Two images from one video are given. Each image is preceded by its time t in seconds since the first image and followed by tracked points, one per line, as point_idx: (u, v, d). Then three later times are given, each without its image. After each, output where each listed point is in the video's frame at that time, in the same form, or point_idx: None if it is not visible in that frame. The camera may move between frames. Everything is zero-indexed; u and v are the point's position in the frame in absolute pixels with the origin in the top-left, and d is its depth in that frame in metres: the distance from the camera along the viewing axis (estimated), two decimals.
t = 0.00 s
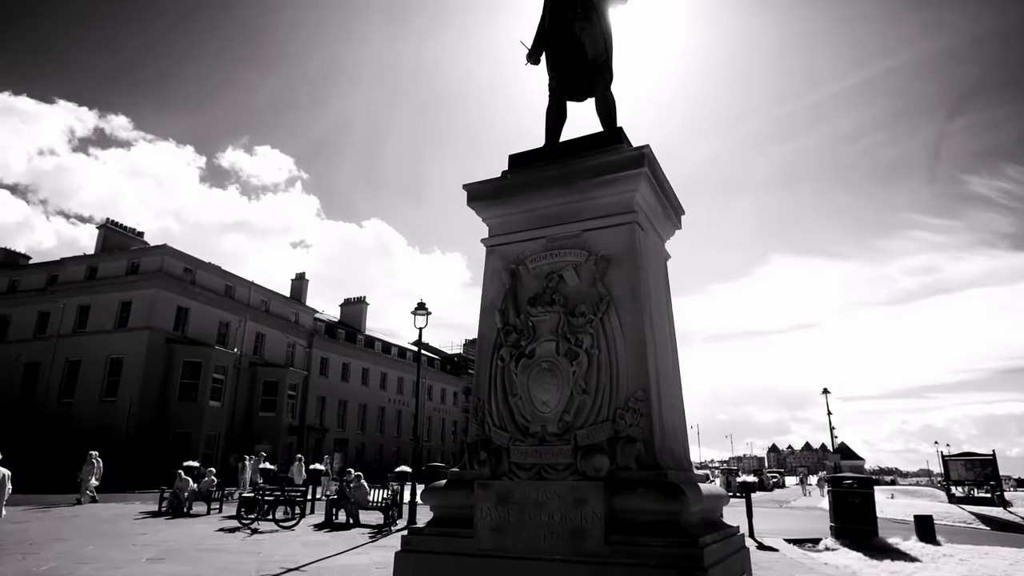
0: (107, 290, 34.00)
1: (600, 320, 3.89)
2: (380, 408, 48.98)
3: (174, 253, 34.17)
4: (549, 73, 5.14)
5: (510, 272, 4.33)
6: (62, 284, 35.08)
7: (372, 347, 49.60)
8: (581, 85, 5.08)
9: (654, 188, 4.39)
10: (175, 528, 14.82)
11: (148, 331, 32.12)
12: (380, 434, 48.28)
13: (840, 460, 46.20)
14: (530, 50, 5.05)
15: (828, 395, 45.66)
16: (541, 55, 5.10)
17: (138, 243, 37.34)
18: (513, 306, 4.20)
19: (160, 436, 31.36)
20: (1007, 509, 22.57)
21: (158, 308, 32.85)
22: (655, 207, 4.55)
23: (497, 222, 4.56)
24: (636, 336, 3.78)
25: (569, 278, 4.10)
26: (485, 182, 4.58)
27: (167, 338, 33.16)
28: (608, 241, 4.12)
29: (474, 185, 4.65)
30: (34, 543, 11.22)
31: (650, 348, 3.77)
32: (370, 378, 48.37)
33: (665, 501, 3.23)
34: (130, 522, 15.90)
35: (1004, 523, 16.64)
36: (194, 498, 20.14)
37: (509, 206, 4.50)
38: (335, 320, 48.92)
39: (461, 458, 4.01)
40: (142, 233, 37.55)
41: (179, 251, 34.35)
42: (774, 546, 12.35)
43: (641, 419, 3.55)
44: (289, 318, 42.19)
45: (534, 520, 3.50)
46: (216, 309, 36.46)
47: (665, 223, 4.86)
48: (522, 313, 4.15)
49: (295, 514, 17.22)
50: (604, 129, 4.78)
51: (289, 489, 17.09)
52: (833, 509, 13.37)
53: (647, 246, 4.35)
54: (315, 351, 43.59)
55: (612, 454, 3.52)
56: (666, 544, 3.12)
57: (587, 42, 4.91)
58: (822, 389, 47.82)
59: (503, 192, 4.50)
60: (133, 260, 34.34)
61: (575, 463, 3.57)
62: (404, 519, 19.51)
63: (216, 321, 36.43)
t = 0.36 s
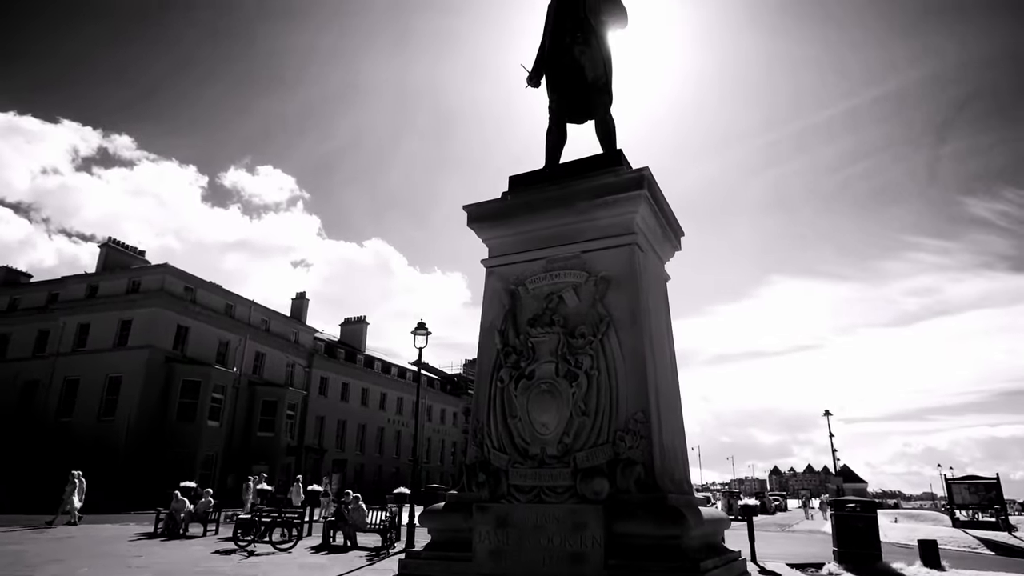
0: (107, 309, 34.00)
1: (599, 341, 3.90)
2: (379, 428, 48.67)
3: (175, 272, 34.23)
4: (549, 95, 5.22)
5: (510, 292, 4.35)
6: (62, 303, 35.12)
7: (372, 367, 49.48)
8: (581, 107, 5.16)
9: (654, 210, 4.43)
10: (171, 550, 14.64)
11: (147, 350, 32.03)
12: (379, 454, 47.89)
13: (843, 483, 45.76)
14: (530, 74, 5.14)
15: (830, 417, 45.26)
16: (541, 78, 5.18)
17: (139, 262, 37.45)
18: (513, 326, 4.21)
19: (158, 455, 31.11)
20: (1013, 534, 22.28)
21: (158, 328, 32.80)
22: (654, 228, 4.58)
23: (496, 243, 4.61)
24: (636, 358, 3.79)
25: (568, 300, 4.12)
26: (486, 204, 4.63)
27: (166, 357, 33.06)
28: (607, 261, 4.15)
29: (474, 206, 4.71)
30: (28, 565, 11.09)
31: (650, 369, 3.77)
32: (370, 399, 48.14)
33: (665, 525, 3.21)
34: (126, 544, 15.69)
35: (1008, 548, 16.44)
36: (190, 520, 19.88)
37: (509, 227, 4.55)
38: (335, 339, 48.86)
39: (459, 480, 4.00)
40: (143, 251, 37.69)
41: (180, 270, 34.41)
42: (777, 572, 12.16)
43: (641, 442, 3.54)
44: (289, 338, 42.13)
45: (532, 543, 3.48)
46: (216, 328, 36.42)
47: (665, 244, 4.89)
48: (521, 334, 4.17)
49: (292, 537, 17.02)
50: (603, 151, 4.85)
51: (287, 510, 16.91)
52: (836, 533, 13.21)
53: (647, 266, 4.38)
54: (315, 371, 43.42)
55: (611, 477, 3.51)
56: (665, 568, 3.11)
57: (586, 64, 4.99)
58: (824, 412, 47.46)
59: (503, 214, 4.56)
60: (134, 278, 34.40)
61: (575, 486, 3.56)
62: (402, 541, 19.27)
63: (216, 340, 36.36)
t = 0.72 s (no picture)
0: (111, 331, 34.07)
1: (602, 366, 3.92)
2: (381, 452, 48.28)
3: (179, 294, 34.36)
4: (552, 121, 5.30)
5: (512, 316, 4.39)
6: (66, 325, 35.23)
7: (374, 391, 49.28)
8: (583, 133, 5.24)
9: (656, 235, 4.48)
10: None
11: (150, 372, 32.00)
12: (380, 478, 47.42)
13: (850, 510, 45.08)
14: (533, 100, 5.24)
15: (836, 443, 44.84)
16: (544, 104, 5.27)
17: (143, 284, 37.64)
18: (515, 351, 4.24)
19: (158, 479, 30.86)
20: None
21: (161, 350, 32.81)
22: (656, 253, 4.62)
23: (499, 267, 4.65)
24: (639, 383, 3.79)
25: (571, 324, 4.15)
26: (488, 228, 4.70)
27: (168, 380, 32.99)
28: (610, 286, 4.18)
29: (476, 231, 4.77)
30: None
31: (653, 393, 3.77)
32: (371, 422, 47.85)
33: (668, 553, 3.19)
34: (123, 570, 15.48)
35: None
36: (189, 545, 19.65)
37: (511, 252, 4.60)
38: (337, 362, 48.76)
39: (461, 505, 3.99)
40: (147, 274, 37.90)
41: (183, 293, 34.54)
42: None
43: (644, 467, 3.54)
44: (291, 360, 42.09)
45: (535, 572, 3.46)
46: (219, 351, 36.41)
47: (667, 268, 4.93)
48: (523, 359, 4.18)
49: (291, 563, 16.78)
50: (605, 176, 4.91)
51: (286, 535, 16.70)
52: (843, 559, 13.01)
53: (649, 291, 4.41)
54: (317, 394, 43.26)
55: (614, 504, 3.50)
56: None
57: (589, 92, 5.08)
58: (829, 437, 47.01)
59: (505, 238, 4.61)
60: (138, 301, 34.54)
61: (577, 513, 3.55)
62: (402, 569, 18.98)
63: (218, 363, 36.31)
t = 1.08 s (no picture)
0: (115, 352, 34.14)
1: (606, 388, 3.93)
2: (384, 474, 47.90)
3: (183, 316, 34.47)
4: (555, 145, 5.39)
5: (516, 338, 4.41)
6: (71, 347, 35.35)
7: (377, 412, 49.07)
8: (586, 155, 5.32)
9: (659, 257, 4.52)
10: None
11: (153, 394, 31.96)
12: (383, 502, 46.96)
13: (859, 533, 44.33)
14: (536, 122, 5.32)
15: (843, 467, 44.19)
16: (547, 128, 5.34)
17: (148, 305, 37.83)
18: (519, 373, 4.25)
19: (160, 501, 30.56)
20: None
21: (165, 371, 32.81)
22: (660, 274, 4.65)
23: (503, 290, 4.70)
24: (642, 406, 3.80)
25: (574, 346, 4.17)
26: (492, 251, 4.75)
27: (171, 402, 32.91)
28: (613, 308, 4.21)
29: (480, 254, 4.83)
30: None
31: (658, 415, 3.77)
32: (375, 444, 47.57)
33: None
34: None
35: None
36: (190, 568, 19.42)
37: (515, 273, 4.65)
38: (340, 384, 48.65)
39: (466, 529, 3.98)
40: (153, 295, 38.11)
41: (187, 314, 34.66)
42: None
43: (649, 490, 3.52)
44: (294, 382, 42.04)
45: None
46: (222, 373, 36.39)
47: (670, 289, 4.95)
48: (527, 381, 4.20)
49: None
50: (609, 198, 4.96)
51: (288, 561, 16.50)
52: None
53: (653, 312, 4.43)
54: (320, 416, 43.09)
55: (619, 528, 3.49)
56: None
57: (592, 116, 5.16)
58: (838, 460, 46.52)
59: (509, 260, 4.66)
60: (142, 322, 34.67)
61: (582, 537, 3.54)
62: None
63: (222, 385, 36.26)
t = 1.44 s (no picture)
0: (111, 370, 33.99)
1: (604, 407, 3.94)
2: (382, 494, 47.45)
3: (181, 333, 34.40)
4: (554, 164, 5.43)
5: (513, 357, 4.43)
6: (67, 365, 35.22)
7: (375, 431, 48.76)
8: (584, 175, 5.39)
9: (657, 275, 4.55)
10: None
11: (150, 412, 31.76)
12: (380, 521, 46.45)
13: (861, 553, 43.90)
14: (534, 142, 5.39)
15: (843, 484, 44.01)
16: (545, 148, 5.41)
17: (146, 323, 37.80)
18: (517, 392, 4.25)
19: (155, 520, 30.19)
20: None
21: (162, 389, 32.65)
22: (658, 292, 4.69)
23: (501, 308, 4.72)
24: (642, 424, 3.79)
25: (572, 365, 4.18)
26: (491, 269, 4.79)
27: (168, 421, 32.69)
28: (611, 327, 4.23)
29: (478, 272, 4.86)
30: None
31: (657, 434, 3.77)
32: (372, 463, 47.21)
33: None
34: None
35: None
36: None
37: (512, 291, 4.68)
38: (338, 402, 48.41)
39: (462, 551, 3.96)
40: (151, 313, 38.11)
41: (185, 332, 34.58)
42: None
43: (649, 509, 3.51)
44: (291, 401, 41.85)
45: None
46: (219, 391, 36.21)
47: (669, 308, 4.98)
48: (525, 400, 4.20)
49: None
50: (607, 217, 5.01)
51: None
52: None
53: (651, 330, 4.45)
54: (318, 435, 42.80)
55: (618, 547, 3.48)
56: None
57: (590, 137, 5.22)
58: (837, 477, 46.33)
59: (507, 278, 4.69)
60: (139, 340, 34.60)
61: (580, 558, 3.53)
62: None
63: (219, 403, 36.06)
